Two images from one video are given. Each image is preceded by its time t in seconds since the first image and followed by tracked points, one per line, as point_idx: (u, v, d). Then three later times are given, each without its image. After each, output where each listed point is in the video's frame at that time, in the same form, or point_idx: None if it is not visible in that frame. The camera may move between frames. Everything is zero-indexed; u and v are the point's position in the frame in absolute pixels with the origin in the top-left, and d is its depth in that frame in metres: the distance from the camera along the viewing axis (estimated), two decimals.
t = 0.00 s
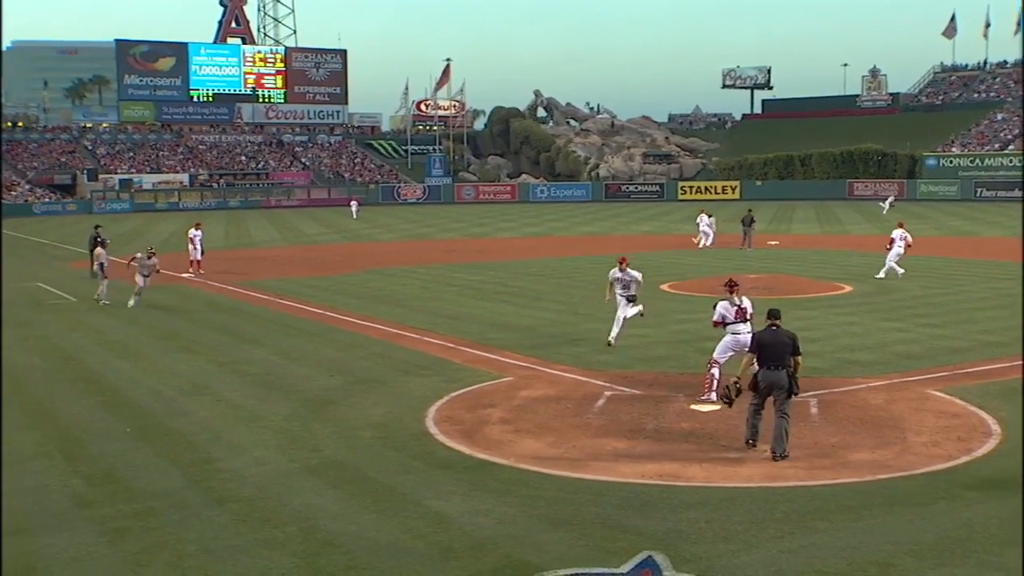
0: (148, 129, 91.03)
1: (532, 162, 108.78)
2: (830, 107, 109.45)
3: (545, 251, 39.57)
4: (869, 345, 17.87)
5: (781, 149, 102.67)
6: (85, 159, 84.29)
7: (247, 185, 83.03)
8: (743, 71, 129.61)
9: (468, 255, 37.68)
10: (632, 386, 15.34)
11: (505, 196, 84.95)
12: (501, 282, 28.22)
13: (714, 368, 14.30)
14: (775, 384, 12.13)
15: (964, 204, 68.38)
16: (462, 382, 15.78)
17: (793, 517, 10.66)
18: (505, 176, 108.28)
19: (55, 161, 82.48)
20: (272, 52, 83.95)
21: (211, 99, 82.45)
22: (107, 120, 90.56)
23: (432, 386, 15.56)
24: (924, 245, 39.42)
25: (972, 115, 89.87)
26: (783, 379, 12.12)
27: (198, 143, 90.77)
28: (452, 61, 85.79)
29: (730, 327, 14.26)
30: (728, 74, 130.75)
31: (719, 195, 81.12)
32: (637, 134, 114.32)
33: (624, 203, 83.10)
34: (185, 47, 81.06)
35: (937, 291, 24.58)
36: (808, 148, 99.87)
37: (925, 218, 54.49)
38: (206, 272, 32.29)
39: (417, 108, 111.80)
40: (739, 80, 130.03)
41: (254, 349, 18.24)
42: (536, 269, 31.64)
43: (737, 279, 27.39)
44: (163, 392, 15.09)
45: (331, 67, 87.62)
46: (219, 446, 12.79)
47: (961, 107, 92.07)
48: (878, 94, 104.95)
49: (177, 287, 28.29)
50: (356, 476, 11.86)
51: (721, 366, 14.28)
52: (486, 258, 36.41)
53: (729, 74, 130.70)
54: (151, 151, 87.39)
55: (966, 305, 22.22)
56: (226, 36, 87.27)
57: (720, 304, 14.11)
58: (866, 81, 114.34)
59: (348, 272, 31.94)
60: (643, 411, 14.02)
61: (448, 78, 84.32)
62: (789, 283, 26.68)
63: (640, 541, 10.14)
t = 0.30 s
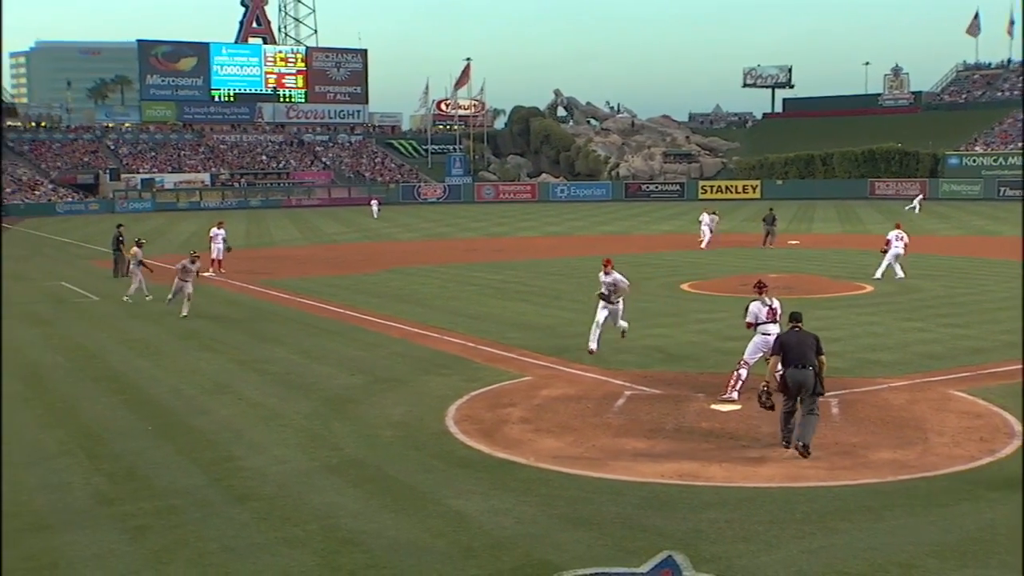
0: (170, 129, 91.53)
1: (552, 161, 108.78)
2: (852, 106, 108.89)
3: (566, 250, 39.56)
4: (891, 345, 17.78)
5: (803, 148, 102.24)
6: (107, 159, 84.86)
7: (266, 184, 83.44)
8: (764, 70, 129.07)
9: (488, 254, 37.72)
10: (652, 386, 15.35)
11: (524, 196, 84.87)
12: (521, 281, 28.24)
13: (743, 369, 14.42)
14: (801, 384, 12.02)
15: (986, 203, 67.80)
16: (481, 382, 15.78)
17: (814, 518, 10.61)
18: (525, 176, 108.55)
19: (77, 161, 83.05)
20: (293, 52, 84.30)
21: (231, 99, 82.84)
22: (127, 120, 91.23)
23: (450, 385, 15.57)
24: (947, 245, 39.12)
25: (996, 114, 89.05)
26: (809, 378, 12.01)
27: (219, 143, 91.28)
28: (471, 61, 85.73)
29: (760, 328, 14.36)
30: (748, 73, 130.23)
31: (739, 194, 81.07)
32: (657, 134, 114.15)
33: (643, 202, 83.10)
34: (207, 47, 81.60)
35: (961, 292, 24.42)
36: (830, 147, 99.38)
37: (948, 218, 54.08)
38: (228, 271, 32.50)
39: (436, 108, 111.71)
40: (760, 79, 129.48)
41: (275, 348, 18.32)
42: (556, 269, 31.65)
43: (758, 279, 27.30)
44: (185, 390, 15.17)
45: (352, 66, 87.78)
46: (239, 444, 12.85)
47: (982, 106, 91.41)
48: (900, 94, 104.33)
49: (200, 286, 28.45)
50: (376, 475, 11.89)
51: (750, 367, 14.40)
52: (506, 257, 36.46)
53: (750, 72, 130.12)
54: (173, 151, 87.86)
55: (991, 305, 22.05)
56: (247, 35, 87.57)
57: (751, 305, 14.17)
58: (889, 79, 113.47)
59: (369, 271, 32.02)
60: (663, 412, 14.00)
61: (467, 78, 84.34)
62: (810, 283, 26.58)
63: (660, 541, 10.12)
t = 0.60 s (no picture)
0: (177, 127, 91.68)
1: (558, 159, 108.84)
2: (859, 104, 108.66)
3: (573, 249, 39.58)
4: (898, 343, 17.77)
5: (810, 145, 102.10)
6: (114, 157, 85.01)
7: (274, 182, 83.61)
8: (771, 68, 128.93)
9: (496, 253, 37.72)
10: (658, 383, 15.40)
11: (531, 194, 84.79)
12: (529, 279, 28.26)
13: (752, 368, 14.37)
14: (822, 378, 12.05)
15: (992, 201, 67.56)
16: (488, 381, 15.79)
17: (821, 517, 10.60)
18: (531, 174, 108.56)
19: (84, 159, 83.20)
20: (299, 50, 84.53)
21: (239, 97, 83.04)
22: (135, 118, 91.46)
23: (457, 383, 15.63)
24: (954, 244, 39.03)
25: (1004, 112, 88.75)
26: (831, 372, 12.08)
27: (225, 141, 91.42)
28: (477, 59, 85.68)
29: (768, 327, 14.37)
30: (755, 71, 130.08)
31: (746, 192, 81.14)
32: (664, 132, 114.08)
33: (650, 200, 83.09)
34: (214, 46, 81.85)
35: (969, 290, 24.36)
36: (837, 145, 99.18)
37: (955, 217, 53.98)
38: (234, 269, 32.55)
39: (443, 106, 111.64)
40: (767, 78, 129.32)
41: (282, 346, 18.36)
42: (563, 267, 31.67)
43: (766, 278, 27.24)
44: (193, 389, 15.24)
45: (358, 65, 87.64)
46: (246, 442, 12.88)
47: (988, 104, 91.16)
48: (908, 92, 104.05)
49: (207, 284, 28.49)
50: (383, 473, 11.90)
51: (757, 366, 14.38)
52: (513, 256, 36.47)
53: (757, 71, 129.95)
54: (179, 149, 88.06)
55: (998, 304, 22.01)
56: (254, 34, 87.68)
57: (759, 304, 14.20)
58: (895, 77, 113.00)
59: (376, 270, 32.03)
60: (670, 410, 14.02)
61: (473, 75, 84.39)
62: (818, 282, 26.53)
63: (667, 539, 10.11)
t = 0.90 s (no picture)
0: (177, 125, 91.70)
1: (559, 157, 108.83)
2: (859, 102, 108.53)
3: (573, 246, 39.55)
4: (900, 341, 17.77)
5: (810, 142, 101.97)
6: (115, 155, 85.01)
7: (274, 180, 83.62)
8: (771, 65, 128.80)
9: (497, 251, 37.69)
10: (658, 381, 15.40)
11: (531, 191, 84.68)
12: (529, 277, 28.25)
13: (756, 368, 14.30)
14: (845, 373, 12.22)
15: (992, 198, 67.45)
16: (488, 378, 15.80)
17: (822, 515, 10.59)
18: (532, 172, 108.45)
19: (85, 157, 83.22)
20: (299, 47, 84.57)
21: (239, 95, 83.15)
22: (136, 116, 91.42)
23: (459, 380, 15.64)
24: (955, 241, 39.02)
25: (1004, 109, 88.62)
26: (852, 367, 12.26)
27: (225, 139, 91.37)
28: (477, 56, 85.65)
29: (773, 331, 14.39)
30: (756, 68, 129.98)
31: (747, 190, 81.01)
32: (664, 130, 114.04)
33: (651, 198, 83.11)
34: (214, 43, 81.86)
35: (970, 288, 24.36)
36: (837, 142, 99.05)
37: (956, 214, 53.94)
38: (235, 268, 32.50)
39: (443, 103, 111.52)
40: (768, 75, 129.15)
41: (283, 344, 18.35)
42: (564, 265, 31.66)
43: (767, 276, 27.23)
44: (194, 387, 15.22)
45: (359, 62, 87.57)
46: (247, 440, 12.88)
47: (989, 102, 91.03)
48: (909, 89, 104.04)
49: (208, 282, 28.51)
50: (383, 471, 11.90)
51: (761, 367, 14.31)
52: (514, 253, 36.43)
53: (757, 68, 129.76)
54: (180, 147, 88.03)
55: (999, 302, 22.02)
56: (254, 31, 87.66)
57: (766, 308, 14.22)
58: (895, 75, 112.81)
59: (377, 267, 32.05)
60: (671, 407, 14.01)
61: (473, 72, 84.31)
62: (820, 279, 26.51)
63: (667, 538, 10.10)
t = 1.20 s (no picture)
0: (173, 116, 91.57)
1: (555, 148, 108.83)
2: (855, 93, 108.51)
3: (569, 237, 39.56)
4: (896, 332, 17.80)
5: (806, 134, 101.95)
6: (111, 146, 84.89)
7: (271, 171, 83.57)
8: (768, 57, 128.73)
9: (493, 242, 37.68)
10: (655, 372, 15.41)
11: (528, 182, 84.63)
12: (525, 268, 28.25)
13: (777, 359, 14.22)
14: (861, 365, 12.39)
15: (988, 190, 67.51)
16: (485, 370, 15.80)
17: (818, 505, 10.61)
18: (528, 163, 108.33)
19: (80, 148, 83.08)
20: (295, 38, 84.36)
21: (235, 86, 82.99)
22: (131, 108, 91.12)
23: (456, 371, 15.65)
24: (949, 232, 39.11)
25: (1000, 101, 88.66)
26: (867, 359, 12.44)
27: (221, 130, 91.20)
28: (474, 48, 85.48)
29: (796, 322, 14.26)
30: (753, 60, 129.80)
31: (744, 181, 80.94)
32: (660, 121, 114.01)
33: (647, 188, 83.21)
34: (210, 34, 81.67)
35: (965, 279, 24.43)
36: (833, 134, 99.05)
37: (951, 205, 54.07)
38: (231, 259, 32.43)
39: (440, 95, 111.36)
40: (764, 66, 128.97)
41: (279, 335, 18.34)
42: (560, 256, 31.66)
43: (763, 267, 27.25)
44: (190, 379, 15.20)
45: (355, 53, 87.38)
46: (244, 431, 12.88)
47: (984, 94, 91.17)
48: (905, 81, 104.02)
49: (204, 273, 28.52)
50: (380, 462, 11.91)
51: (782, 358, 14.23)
52: (510, 244, 36.43)
53: (754, 59, 129.57)
54: (176, 138, 87.86)
55: (994, 292, 22.09)
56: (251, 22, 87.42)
57: (784, 302, 14.23)
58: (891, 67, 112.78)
59: (373, 258, 32.06)
60: (668, 398, 14.04)
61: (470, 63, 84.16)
62: (816, 270, 26.56)
63: (665, 529, 10.11)
